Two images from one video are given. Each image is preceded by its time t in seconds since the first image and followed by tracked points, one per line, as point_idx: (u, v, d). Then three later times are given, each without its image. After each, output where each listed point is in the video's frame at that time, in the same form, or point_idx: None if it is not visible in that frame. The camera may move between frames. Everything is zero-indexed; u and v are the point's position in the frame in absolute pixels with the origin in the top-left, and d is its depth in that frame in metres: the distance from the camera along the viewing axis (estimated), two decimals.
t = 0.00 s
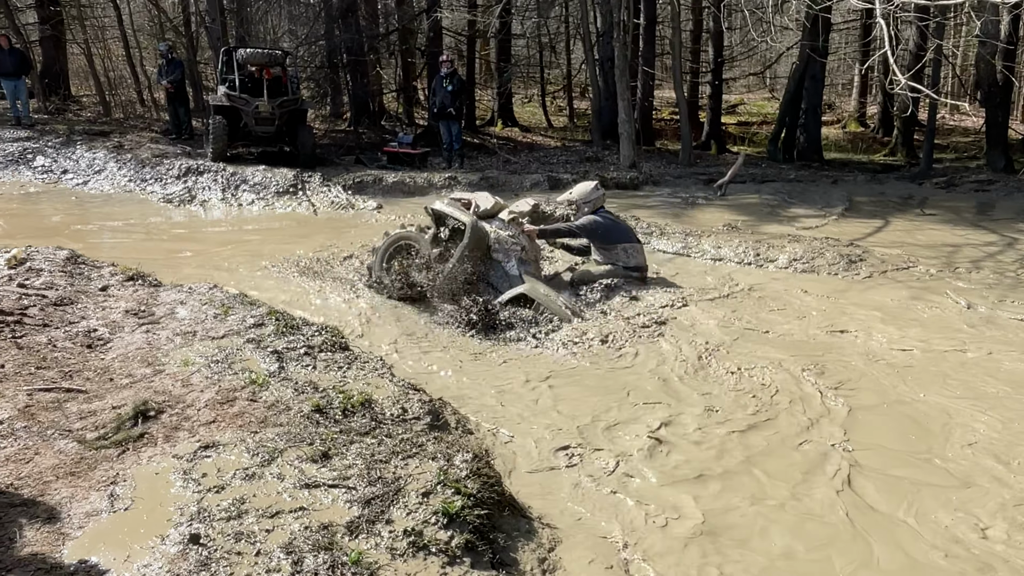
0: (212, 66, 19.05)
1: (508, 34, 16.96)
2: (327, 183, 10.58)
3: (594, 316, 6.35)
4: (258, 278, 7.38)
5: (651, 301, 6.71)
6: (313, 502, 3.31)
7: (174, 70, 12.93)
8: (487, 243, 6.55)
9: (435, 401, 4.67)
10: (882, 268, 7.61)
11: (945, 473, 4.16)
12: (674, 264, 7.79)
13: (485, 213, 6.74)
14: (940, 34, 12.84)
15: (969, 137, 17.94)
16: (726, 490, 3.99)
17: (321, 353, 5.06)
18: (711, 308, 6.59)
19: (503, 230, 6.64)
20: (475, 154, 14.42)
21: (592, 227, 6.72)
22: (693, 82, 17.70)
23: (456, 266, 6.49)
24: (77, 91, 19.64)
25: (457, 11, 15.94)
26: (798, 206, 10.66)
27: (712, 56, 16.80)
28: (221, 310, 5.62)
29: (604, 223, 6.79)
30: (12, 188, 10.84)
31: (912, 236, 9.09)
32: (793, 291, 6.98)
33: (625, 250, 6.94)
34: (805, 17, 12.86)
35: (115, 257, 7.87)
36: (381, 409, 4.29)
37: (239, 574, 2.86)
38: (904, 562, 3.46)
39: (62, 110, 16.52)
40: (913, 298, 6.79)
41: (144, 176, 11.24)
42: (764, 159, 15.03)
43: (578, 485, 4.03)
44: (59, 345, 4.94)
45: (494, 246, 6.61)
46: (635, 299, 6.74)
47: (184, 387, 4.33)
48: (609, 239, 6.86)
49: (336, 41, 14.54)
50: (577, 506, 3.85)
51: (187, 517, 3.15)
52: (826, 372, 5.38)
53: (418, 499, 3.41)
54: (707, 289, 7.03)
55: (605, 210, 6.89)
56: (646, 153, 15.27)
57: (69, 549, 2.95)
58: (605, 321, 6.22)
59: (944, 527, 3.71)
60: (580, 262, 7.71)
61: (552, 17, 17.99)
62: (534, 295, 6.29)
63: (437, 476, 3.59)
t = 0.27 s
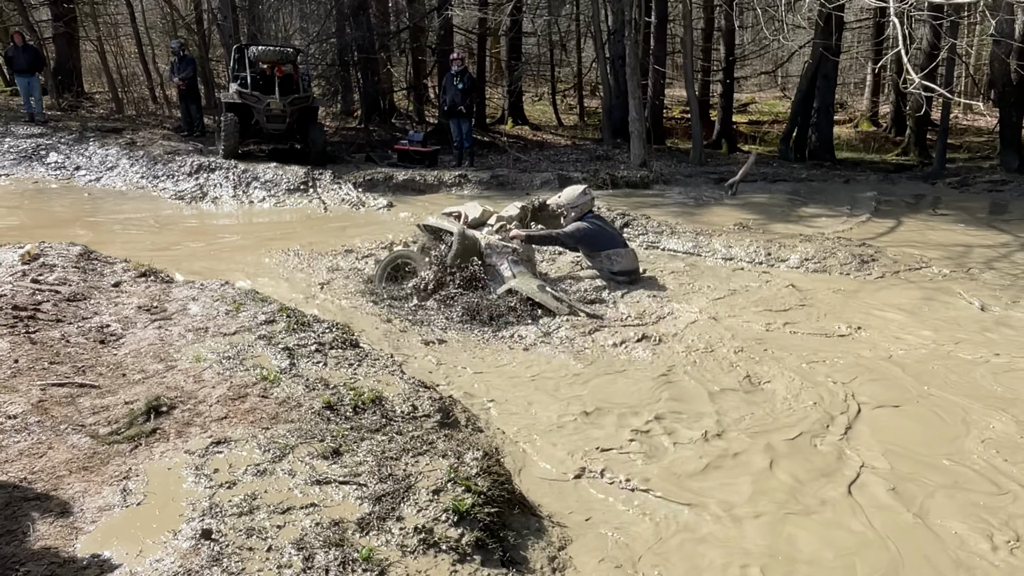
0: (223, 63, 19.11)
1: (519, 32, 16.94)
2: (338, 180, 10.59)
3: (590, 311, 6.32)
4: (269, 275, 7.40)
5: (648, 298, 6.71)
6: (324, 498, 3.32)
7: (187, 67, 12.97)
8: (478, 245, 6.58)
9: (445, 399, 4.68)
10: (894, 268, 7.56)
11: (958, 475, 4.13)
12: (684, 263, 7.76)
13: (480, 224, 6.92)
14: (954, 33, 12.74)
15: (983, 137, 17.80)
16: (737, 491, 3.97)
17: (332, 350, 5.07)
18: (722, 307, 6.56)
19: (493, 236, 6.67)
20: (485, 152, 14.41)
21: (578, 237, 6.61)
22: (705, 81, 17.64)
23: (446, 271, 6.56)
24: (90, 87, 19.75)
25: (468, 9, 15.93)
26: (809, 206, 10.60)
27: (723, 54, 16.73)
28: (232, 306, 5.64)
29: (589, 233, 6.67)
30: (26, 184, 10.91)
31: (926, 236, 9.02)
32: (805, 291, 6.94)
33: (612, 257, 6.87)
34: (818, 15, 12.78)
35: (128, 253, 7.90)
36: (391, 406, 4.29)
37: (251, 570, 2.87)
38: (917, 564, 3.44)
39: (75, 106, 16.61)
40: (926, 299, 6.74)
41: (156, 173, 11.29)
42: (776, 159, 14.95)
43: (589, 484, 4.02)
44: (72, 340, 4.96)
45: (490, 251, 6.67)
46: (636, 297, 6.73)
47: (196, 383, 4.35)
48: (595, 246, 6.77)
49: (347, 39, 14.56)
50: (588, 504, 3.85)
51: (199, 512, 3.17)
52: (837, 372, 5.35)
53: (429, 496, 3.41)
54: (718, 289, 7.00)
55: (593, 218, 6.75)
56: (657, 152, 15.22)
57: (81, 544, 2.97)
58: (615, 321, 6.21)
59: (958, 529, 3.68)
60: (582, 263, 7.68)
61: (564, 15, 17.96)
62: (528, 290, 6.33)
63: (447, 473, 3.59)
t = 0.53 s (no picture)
0: (235, 61, 19.18)
1: (530, 30, 16.92)
2: (348, 178, 10.61)
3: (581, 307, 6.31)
4: (280, 273, 7.42)
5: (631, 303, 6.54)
6: (336, 495, 3.33)
7: (199, 64, 13.03)
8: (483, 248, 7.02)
9: (456, 397, 4.68)
10: (907, 269, 7.51)
11: (972, 478, 4.09)
12: (695, 263, 7.73)
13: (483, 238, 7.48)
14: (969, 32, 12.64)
15: (997, 137, 17.66)
16: (749, 491, 3.96)
17: (343, 347, 5.08)
18: (735, 307, 6.53)
19: (495, 242, 7.13)
20: (495, 151, 14.41)
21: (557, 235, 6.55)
22: (716, 80, 17.57)
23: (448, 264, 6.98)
24: (103, 85, 19.86)
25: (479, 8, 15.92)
26: (821, 205, 10.55)
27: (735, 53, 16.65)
28: (244, 304, 5.66)
29: (569, 224, 6.57)
30: (40, 181, 10.98)
31: (939, 236, 8.95)
32: (817, 291, 6.91)
33: (589, 252, 6.68)
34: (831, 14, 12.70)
35: (141, 249, 7.95)
36: (402, 404, 4.30)
37: (262, 565, 2.88)
38: (931, 567, 3.41)
39: (88, 103, 16.72)
40: (939, 300, 6.69)
41: (168, 170, 11.34)
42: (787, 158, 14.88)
43: (599, 482, 4.02)
44: (85, 336, 4.99)
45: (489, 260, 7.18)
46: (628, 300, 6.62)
47: (208, 379, 4.37)
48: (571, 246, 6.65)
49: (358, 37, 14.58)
50: (598, 503, 3.84)
51: (211, 508, 3.18)
52: (849, 372, 5.32)
53: (440, 494, 3.41)
54: (728, 288, 6.98)
55: (576, 208, 6.66)
56: (668, 151, 15.17)
57: (95, 538, 2.99)
58: (625, 320, 6.20)
59: (972, 531, 3.65)
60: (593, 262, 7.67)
61: (575, 13, 17.92)
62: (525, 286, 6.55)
63: (458, 471, 3.59)
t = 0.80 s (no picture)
0: (246, 59, 19.25)
1: (541, 29, 16.90)
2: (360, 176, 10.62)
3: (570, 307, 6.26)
4: (292, 270, 7.45)
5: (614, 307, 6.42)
6: (347, 492, 3.33)
7: (211, 63, 13.07)
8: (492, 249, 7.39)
9: (466, 395, 4.68)
10: (920, 270, 7.46)
11: (986, 481, 4.06)
12: (706, 262, 7.71)
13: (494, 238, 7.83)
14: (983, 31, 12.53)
15: (1011, 137, 17.51)
16: (761, 491, 3.95)
17: (354, 345, 5.10)
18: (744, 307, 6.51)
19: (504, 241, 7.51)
20: (506, 149, 14.41)
21: (555, 225, 6.31)
22: (728, 79, 17.51)
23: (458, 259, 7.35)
24: (116, 83, 19.99)
25: (490, 6, 15.91)
26: (833, 205, 10.50)
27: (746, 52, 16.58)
28: (255, 301, 5.68)
29: (566, 212, 6.35)
30: (53, 178, 11.04)
31: (952, 237, 8.88)
32: (829, 291, 6.88)
33: (578, 244, 6.48)
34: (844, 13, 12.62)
35: (153, 246, 7.99)
36: (413, 402, 4.30)
37: (274, 562, 2.88)
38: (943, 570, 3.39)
39: (101, 101, 16.83)
40: (952, 301, 6.64)
41: (180, 168, 11.39)
42: (799, 158, 14.82)
43: (610, 481, 4.02)
44: (98, 332, 5.02)
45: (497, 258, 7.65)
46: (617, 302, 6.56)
47: (220, 376, 4.39)
48: (565, 233, 6.42)
49: (369, 35, 14.61)
50: (609, 502, 3.83)
51: (223, 504, 3.19)
52: (861, 373, 5.30)
53: (450, 492, 3.41)
54: (739, 288, 6.96)
55: (574, 195, 6.45)
56: (679, 150, 15.14)
57: (108, 533, 3.00)
58: (636, 320, 6.18)
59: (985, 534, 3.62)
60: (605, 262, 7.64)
61: (586, 12, 17.89)
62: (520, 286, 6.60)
63: (468, 469, 3.59)
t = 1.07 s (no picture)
0: (258, 59, 19.33)
1: (552, 29, 16.89)
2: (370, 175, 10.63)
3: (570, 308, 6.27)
4: (302, 269, 7.47)
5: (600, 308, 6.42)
6: (358, 491, 3.34)
7: (223, 61, 13.12)
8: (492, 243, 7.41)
9: (476, 395, 4.68)
10: (932, 272, 7.41)
11: (1000, 485, 4.02)
12: (717, 263, 7.69)
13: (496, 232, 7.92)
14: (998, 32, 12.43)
15: None
16: (772, 493, 3.93)
17: (364, 343, 5.11)
18: (756, 308, 6.48)
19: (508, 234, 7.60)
20: (516, 149, 14.41)
21: (547, 220, 6.37)
22: (739, 79, 17.45)
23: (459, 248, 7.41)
24: (129, 82, 20.11)
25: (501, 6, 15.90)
26: (845, 207, 10.45)
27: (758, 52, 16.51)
28: (267, 299, 5.70)
29: (559, 206, 6.39)
30: (66, 176, 11.11)
31: (964, 239, 8.83)
32: (841, 293, 6.84)
33: (568, 241, 6.50)
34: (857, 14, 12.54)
35: (165, 244, 8.03)
36: (423, 401, 4.30)
37: (285, 560, 2.89)
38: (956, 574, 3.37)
39: (114, 100, 16.93)
40: (965, 303, 6.60)
41: (192, 166, 11.44)
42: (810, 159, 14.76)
43: (620, 482, 4.01)
44: (111, 329, 5.05)
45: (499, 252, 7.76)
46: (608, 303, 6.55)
47: (231, 374, 4.41)
48: (558, 228, 6.45)
49: (380, 35, 14.64)
50: (619, 503, 3.82)
51: (234, 502, 3.20)
52: (873, 375, 5.26)
53: (460, 492, 3.41)
54: (750, 289, 6.93)
55: (571, 190, 6.49)
56: (690, 151, 15.10)
57: (120, 530, 3.01)
58: (646, 320, 6.17)
59: (998, 539, 3.59)
60: (616, 263, 7.63)
61: (597, 12, 17.86)
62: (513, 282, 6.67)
63: (479, 469, 3.59)
